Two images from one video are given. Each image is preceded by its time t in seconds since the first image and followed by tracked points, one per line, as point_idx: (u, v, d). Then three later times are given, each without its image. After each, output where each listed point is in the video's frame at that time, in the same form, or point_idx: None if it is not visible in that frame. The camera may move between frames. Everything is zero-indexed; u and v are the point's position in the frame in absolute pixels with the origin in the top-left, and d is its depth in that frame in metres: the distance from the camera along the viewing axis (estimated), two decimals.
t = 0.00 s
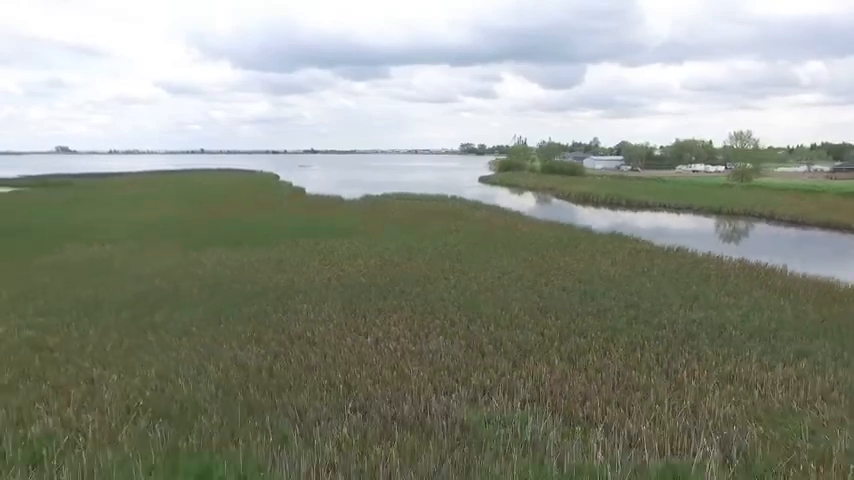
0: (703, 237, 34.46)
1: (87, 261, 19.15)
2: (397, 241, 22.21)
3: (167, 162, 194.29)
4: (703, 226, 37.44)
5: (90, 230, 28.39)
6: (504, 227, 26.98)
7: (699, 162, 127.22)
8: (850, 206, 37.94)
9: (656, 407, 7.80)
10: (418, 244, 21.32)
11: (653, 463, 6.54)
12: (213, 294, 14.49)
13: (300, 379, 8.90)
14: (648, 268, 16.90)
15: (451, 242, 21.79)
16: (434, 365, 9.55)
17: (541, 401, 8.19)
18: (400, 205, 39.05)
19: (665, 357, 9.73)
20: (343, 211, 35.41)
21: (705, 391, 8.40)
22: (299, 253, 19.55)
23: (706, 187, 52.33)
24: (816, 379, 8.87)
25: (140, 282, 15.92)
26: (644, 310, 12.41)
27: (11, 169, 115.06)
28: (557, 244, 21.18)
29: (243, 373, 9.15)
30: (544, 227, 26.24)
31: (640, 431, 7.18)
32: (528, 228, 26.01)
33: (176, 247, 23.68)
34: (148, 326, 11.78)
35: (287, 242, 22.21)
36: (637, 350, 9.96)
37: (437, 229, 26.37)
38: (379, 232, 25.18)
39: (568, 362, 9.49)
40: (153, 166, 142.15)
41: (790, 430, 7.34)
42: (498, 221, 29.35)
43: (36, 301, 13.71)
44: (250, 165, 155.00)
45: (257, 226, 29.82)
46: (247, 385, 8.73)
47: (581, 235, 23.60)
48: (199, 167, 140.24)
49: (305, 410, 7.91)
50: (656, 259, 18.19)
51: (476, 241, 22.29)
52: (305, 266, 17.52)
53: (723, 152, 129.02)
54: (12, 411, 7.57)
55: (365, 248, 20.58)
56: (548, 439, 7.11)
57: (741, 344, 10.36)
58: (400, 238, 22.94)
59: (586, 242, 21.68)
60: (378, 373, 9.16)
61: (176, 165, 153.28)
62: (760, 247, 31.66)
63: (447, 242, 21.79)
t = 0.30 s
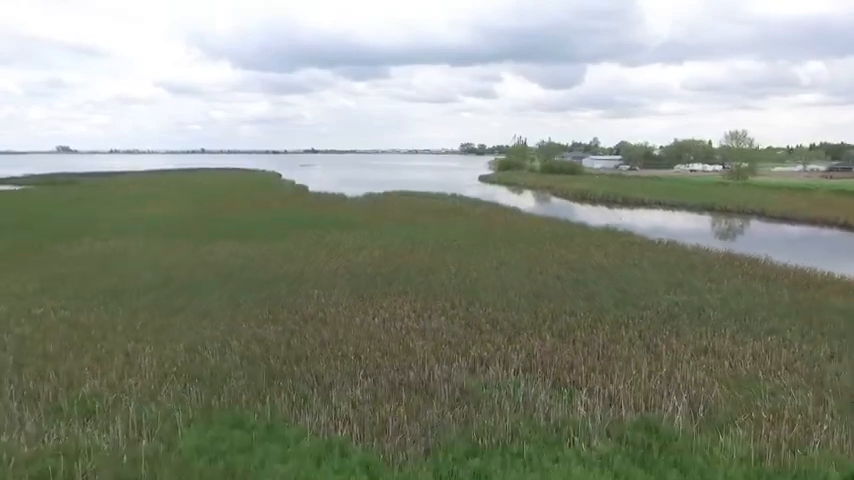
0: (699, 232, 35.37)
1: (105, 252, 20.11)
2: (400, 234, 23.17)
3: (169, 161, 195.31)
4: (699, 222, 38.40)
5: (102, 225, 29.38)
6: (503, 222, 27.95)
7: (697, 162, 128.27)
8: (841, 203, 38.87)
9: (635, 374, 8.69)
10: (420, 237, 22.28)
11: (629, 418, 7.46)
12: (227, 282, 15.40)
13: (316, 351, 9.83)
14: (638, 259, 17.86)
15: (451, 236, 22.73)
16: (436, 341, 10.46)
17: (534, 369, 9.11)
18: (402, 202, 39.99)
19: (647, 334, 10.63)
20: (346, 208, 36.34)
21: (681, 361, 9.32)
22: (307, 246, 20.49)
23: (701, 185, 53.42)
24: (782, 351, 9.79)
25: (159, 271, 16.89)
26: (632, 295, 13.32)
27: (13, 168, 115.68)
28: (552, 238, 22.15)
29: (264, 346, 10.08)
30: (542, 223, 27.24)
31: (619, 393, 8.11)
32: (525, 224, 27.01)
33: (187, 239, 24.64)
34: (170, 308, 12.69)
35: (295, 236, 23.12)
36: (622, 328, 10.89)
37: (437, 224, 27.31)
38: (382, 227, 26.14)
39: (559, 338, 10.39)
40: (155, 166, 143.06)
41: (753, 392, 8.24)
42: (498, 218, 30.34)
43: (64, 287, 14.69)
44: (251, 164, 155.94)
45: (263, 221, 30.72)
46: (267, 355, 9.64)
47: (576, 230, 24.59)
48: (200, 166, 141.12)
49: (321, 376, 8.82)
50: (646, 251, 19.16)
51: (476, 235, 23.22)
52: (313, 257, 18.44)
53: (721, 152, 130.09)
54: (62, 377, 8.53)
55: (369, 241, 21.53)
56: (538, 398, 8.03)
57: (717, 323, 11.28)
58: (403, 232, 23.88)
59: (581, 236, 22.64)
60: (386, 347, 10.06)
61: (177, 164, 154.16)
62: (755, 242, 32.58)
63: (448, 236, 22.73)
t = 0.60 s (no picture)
0: (695, 228, 36.28)
1: (121, 244, 21.11)
2: (401, 229, 24.11)
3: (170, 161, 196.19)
4: (695, 219, 39.32)
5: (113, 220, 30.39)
6: (502, 218, 28.89)
7: (695, 162, 129.25)
8: (832, 200, 39.78)
9: (618, 348, 9.62)
10: (422, 232, 23.23)
11: (610, 382, 8.38)
12: (241, 271, 16.33)
13: (328, 328, 10.77)
14: (630, 251, 18.80)
15: (451, 231, 23.66)
16: (438, 320, 11.39)
17: (526, 343, 10.05)
18: (402, 199, 40.92)
19: (632, 314, 11.56)
20: (349, 205, 37.29)
21: (660, 337, 10.25)
22: (314, 239, 21.42)
23: (697, 184, 54.42)
24: (753, 329, 10.74)
25: (174, 261, 17.88)
26: (621, 282, 14.25)
27: (16, 166, 116.74)
28: (549, 232, 23.09)
29: (280, 324, 11.02)
30: (540, 219, 28.18)
31: (602, 363, 9.03)
32: (523, 219, 27.97)
33: (196, 233, 25.66)
34: (190, 293, 13.62)
35: (301, 231, 24.05)
36: (609, 309, 11.83)
37: (438, 219, 28.22)
38: (384, 222, 27.07)
39: (551, 318, 11.31)
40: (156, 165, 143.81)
41: (723, 362, 9.17)
42: (497, 214, 31.28)
43: (89, 273, 15.70)
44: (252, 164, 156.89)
45: (269, 217, 31.63)
46: (284, 332, 10.56)
47: (572, 225, 25.53)
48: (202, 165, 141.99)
49: (334, 349, 9.74)
50: (638, 244, 20.11)
51: (475, 230, 24.16)
52: (320, 250, 19.36)
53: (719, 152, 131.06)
54: (101, 349, 9.49)
55: (373, 235, 22.46)
56: (530, 367, 8.96)
57: (698, 306, 12.21)
58: (405, 227, 24.82)
59: (576, 231, 23.59)
60: (392, 326, 10.99)
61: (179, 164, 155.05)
62: (748, 237, 33.51)
63: (448, 231, 23.68)
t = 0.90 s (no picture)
0: (692, 225, 37.18)
1: (136, 237, 22.08)
2: (404, 223, 24.93)
3: (170, 159, 196.79)
4: (691, 216, 40.25)
5: (123, 215, 31.34)
6: (502, 213, 29.63)
7: (693, 161, 130.33)
8: (823, 198, 40.76)
9: (604, 325, 10.52)
10: (422, 226, 24.09)
11: (595, 354, 9.29)
12: (252, 261, 17.23)
13: (338, 309, 11.69)
14: (623, 243, 19.68)
15: (453, 225, 24.51)
16: (439, 303, 12.29)
17: (520, 322, 10.98)
18: (404, 196, 41.81)
19: (619, 297, 12.47)
20: (352, 201, 38.11)
21: (644, 316, 11.14)
22: (319, 233, 22.30)
23: (693, 182, 55.39)
24: (729, 310, 11.66)
25: (189, 252, 18.82)
26: (612, 270, 15.16)
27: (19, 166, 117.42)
28: (547, 227, 24.00)
29: (294, 306, 11.95)
30: (538, 214, 28.96)
31: (589, 337, 9.94)
32: (522, 214, 28.81)
33: (206, 228, 26.60)
34: (206, 280, 14.50)
35: (307, 226, 24.91)
36: (598, 293, 12.73)
37: (439, 214, 29.07)
38: (387, 217, 27.94)
39: (544, 301, 12.20)
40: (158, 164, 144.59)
41: (700, 337, 10.08)
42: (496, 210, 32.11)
43: (109, 263, 16.58)
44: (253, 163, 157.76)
45: (274, 213, 32.46)
46: (298, 312, 11.48)
47: (569, 220, 26.35)
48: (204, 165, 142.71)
49: (345, 326, 10.66)
50: (631, 237, 21.02)
51: (475, 224, 25.04)
52: (327, 242, 20.24)
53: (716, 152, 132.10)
54: (132, 326, 10.43)
55: (376, 229, 23.30)
56: (523, 341, 9.87)
57: (681, 291, 13.13)
58: (407, 222, 25.63)
59: (573, 225, 24.44)
60: (397, 307, 11.89)
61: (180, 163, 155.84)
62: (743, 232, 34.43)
63: (449, 225, 24.53)
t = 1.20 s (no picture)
0: (687, 222, 38.11)
1: (147, 232, 22.90)
2: (405, 220, 25.81)
3: (170, 159, 197.49)
4: (687, 213, 41.20)
5: (132, 212, 32.18)
6: (500, 211, 30.56)
7: (692, 160, 131.40)
8: (815, 195, 41.70)
9: (591, 306, 11.41)
10: (422, 222, 24.96)
11: (582, 330, 10.18)
12: (262, 252, 18.12)
13: (346, 293, 12.58)
14: (615, 237, 20.60)
15: (452, 221, 25.39)
16: (439, 288, 13.18)
17: (514, 304, 11.84)
18: (405, 194, 42.70)
19: (607, 283, 13.36)
20: (354, 199, 38.97)
21: (629, 299, 12.02)
22: (324, 228, 23.19)
23: (689, 180, 56.37)
24: (709, 294, 12.55)
25: (200, 245, 19.65)
26: (602, 260, 16.04)
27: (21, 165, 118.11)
28: (544, 223, 24.91)
29: (305, 290, 12.82)
30: (536, 211, 29.89)
31: (577, 317, 10.83)
32: (520, 212, 29.71)
33: (213, 224, 27.43)
34: (220, 269, 15.37)
35: (312, 222, 25.78)
36: (588, 280, 13.61)
37: (439, 211, 29.95)
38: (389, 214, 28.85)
39: (537, 286, 13.08)
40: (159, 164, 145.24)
41: (679, 316, 10.96)
42: (494, 207, 33.01)
43: (125, 255, 17.42)
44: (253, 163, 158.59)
45: (278, 210, 33.33)
46: (309, 295, 12.37)
47: (565, 216, 27.26)
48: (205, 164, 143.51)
49: (353, 307, 11.55)
50: (623, 231, 21.95)
51: (474, 220, 25.96)
52: (333, 236, 21.13)
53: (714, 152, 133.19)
54: (158, 306, 11.34)
55: (378, 225, 24.20)
56: (517, 319, 10.78)
57: (666, 278, 14.02)
58: (407, 218, 26.48)
59: (569, 221, 25.36)
60: (401, 292, 12.78)
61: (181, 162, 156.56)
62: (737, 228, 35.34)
63: (449, 221, 25.42)
